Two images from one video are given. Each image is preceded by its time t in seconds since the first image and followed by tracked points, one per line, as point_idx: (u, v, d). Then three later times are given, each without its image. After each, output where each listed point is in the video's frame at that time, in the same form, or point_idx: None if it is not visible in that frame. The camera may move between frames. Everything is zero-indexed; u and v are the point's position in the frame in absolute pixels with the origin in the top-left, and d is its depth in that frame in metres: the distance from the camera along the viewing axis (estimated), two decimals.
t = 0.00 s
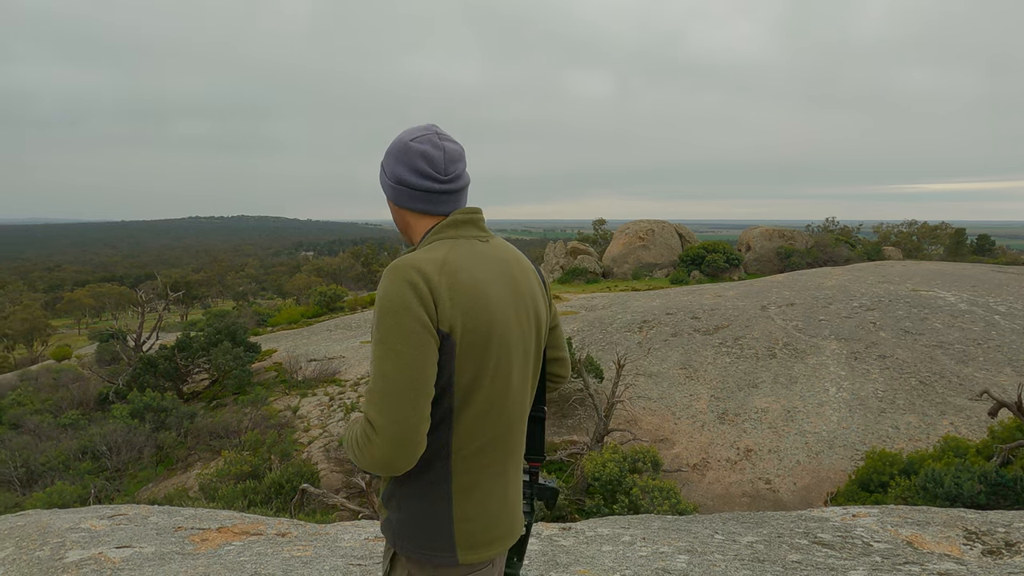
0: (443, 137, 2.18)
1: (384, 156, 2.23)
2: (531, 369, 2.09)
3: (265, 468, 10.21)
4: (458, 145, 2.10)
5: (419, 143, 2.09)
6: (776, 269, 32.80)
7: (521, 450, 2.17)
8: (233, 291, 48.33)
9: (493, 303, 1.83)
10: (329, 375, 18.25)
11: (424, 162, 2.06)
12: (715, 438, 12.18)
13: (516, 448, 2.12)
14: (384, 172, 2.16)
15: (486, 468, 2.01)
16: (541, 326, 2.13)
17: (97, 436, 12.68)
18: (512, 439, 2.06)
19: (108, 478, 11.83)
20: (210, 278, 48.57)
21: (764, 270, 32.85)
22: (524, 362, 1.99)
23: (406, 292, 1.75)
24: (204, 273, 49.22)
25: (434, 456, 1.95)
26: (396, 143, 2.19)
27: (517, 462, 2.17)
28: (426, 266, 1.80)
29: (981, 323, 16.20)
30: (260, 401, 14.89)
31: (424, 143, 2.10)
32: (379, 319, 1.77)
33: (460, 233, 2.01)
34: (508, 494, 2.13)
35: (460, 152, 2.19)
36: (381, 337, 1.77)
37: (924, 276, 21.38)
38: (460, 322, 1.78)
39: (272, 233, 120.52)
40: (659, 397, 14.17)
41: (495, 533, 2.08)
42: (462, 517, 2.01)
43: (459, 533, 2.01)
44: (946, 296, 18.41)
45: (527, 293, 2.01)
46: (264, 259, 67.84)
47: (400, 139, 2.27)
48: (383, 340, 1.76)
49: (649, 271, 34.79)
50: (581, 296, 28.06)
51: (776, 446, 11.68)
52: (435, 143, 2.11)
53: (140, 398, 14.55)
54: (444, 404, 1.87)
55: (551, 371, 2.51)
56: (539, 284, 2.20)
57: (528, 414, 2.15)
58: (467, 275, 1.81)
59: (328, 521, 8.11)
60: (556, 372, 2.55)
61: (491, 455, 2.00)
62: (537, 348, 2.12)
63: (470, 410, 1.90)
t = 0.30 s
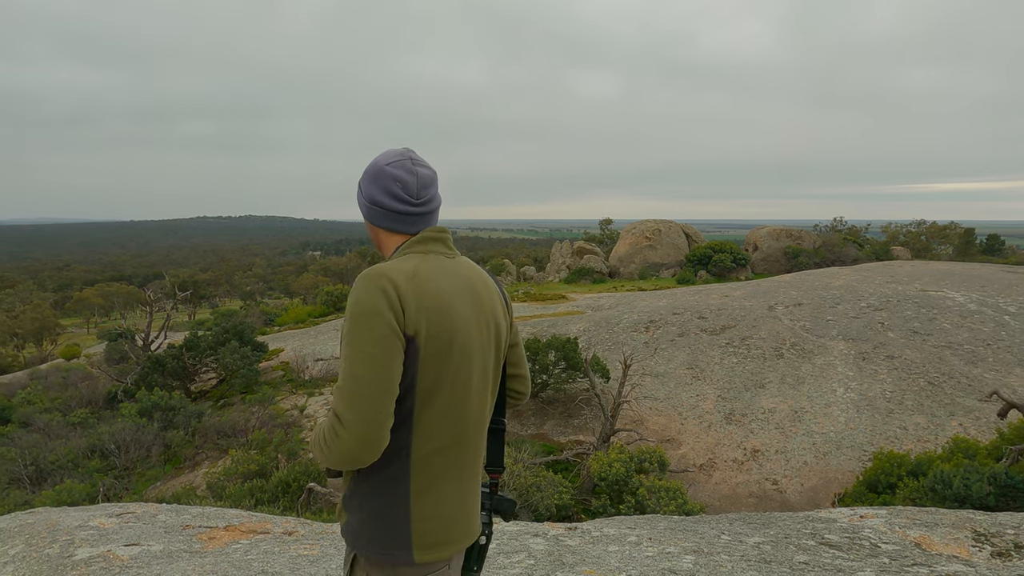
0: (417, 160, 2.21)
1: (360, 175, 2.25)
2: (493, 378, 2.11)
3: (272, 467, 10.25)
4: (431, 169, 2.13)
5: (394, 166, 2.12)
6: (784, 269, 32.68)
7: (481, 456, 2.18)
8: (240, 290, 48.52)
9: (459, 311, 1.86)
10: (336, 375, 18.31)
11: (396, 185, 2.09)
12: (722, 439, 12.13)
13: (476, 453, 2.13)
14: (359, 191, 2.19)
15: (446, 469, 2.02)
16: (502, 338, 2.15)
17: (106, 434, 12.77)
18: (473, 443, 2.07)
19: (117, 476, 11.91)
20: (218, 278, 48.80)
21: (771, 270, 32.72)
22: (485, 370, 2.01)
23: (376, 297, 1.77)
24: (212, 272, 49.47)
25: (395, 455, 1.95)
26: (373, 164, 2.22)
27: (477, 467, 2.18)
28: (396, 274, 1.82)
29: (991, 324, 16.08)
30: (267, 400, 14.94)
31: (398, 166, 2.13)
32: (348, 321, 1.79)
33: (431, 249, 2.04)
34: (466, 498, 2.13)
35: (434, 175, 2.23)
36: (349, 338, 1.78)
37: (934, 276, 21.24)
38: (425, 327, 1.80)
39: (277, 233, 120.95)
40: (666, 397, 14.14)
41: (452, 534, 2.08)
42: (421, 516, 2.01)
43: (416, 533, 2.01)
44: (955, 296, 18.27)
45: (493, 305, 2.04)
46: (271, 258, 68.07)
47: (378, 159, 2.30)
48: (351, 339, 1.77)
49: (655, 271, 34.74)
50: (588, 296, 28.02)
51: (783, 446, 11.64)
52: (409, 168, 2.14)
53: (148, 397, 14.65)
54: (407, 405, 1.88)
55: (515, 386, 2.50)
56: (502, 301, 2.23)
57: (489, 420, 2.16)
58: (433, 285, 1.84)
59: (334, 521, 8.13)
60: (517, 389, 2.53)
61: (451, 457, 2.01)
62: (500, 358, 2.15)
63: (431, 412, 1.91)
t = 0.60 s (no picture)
0: (392, 168, 2.34)
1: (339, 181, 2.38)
2: (445, 367, 2.19)
3: (278, 466, 10.28)
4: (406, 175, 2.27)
5: (371, 173, 2.25)
6: (790, 269, 32.58)
7: (431, 440, 2.24)
8: (246, 289, 48.65)
9: (410, 293, 1.97)
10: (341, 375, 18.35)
11: (372, 192, 2.20)
12: (728, 440, 12.10)
13: (426, 432, 2.19)
14: (338, 196, 2.31)
15: (392, 444, 2.08)
16: (458, 331, 2.23)
17: (113, 433, 12.83)
18: (421, 423, 2.13)
19: (124, 475, 11.96)
20: (224, 278, 48.94)
21: (777, 270, 32.63)
22: (435, 354, 2.09)
23: (334, 274, 1.92)
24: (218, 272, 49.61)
25: (342, 425, 2.04)
26: (352, 171, 2.34)
27: (426, 450, 2.23)
28: (355, 258, 1.97)
29: (998, 324, 16.00)
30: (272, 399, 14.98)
31: (374, 174, 2.25)
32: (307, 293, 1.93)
33: (398, 245, 2.16)
34: (412, 478, 2.18)
35: (407, 183, 2.38)
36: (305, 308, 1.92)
37: (941, 276, 21.12)
38: (375, 304, 1.92)
39: (282, 233, 121.25)
40: (671, 398, 14.11)
41: (397, 509, 2.13)
42: (364, 488, 2.06)
43: (359, 504, 2.06)
44: (963, 297, 18.17)
45: (448, 298, 2.15)
46: (277, 258, 68.19)
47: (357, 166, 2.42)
48: (307, 309, 1.91)
49: (661, 271, 34.67)
50: (593, 296, 27.98)
51: (788, 447, 11.60)
52: (384, 175, 2.26)
53: (155, 396, 14.72)
54: (355, 377, 1.98)
55: (476, 389, 2.54)
56: (462, 301, 2.32)
57: (440, 407, 2.22)
58: (387, 268, 1.98)
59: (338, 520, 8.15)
60: (480, 394, 2.56)
61: (397, 433, 2.07)
62: (455, 349, 2.23)
63: (377, 386, 1.99)
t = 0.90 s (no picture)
0: (373, 171, 2.39)
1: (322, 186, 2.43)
2: (421, 363, 2.21)
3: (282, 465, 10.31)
4: (385, 178, 2.31)
5: (352, 176, 2.30)
6: (795, 269, 32.50)
7: (405, 435, 2.25)
8: (251, 288, 48.80)
9: (385, 289, 2.01)
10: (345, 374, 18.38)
11: (352, 194, 2.25)
12: (732, 440, 12.08)
13: (400, 425, 2.20)
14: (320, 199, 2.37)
15: (362, 434, 2.10)
16: (436, 330, 2.25)
17: (118, 432, 12.88)
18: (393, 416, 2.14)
19: (129, 473, 12.02)
20: (229, 277, 49.09)
21: (782, 270, 32.56)
22: (410, 348, 2.11)
23: (311, 268, 1.98)
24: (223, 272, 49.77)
25: (314, 414, 2.08)
26: (334, 176, 2.39)
27: (399, 444, 2.24)
28: (334, 254, 2.03)
29: (1005, 324, 15.92)
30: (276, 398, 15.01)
31: (355, 178, 2.30)
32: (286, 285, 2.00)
33: (378, 246, 2.20)
34: (383, 470, 2.19)
35: (388, 186, 2.43)
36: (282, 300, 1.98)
37: (947, 276, 21.03)
38: (349, 297, 1.96)
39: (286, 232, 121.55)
40: (675, 397, 14.10)
41: (366, 497, 2.14)
42: (332, 475, 2.08)
43: (326, 490, 2.08)
44: (969, 296, 18.10)
45: (426, 297, 2.17)
46: (281, 257, 68.35)
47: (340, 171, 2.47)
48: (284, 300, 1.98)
49: (665, 270, 34.62)
50: (597, 296, 27.98)
51: (793, 447, 11.58)
52: (364, 179, 2.31)
53: (160, 395, 14.78)
54: (328, 367, 2.02)
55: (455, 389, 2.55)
56: (441, 302, 2.34)
57: (415, 402, 2.23)
58: (363, 265, 2.02)
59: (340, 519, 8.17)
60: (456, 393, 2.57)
61: (367, 423, 2.09)
62: (432, 348, 2.25)
63: (348, 376, 2.03)
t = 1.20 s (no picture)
0: (349, 174, 2.42)
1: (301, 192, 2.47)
2: (395, 363, 2.20)
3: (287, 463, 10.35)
4: (361, 177, 2.34)
5: (328, 178, 2.33)
6: (799, 268, 32.45)
7: (382, 433, 2.25)
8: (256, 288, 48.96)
9: (353, 290, 2.01)
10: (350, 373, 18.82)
11: (328, 194, 2.28)
12: (736, 439, 12.06)
13: (376, 423, 2.20)
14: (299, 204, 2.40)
15: (335, 431, 2.10)
16: (412, 329, 2.24)
17: (124, 430, 12.95)
18: (367, 413, 2.15)
19: (135, 471, 12.09)
20: (234, 276, 49.28)
21: (787, 269, 32.52)
22: (382, 348, 2.11)
23: (281, 272, 2.00)
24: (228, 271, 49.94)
25: (287, 413, 2.10)
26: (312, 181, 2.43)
27: (376, 443, 2.24)
28: (304, 258, 2.05)
29: (1011, 324, 15.85)
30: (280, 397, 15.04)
31: (330, 180, 2.33)
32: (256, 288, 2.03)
33: (352, 248, 2.21)
34: (359, 468, 2.19)
35: (365, 189, 2.46)
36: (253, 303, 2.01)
37: (954, 276, 20.94)
38: (316, 299, 1.97)
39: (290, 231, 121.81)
40: (679, 397, 14.08)
41: (342, 493, 2.15)
42: (306, 472, 2.11)
43: (300, 486, 2.11)
44: (975, 296, 18.02)
45: (399, 298, 2.16)
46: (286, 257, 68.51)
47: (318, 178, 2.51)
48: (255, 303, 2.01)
49: (670, 269, 34.57)
50: (601, 295, 27.96)
51: (797, 447, 11.55)
52: (339, 180, 2.33)
53: (165, 394, 14.85)
54: (299, 368, 2.04)
55: (439, 387, 2.53)
56: (419, 301, 2.32)
57: (390, 401, 2.23)
58: (332, 267, 2.03)
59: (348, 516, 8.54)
60: (439, 390, 2.55)
61: (339, 421, 2.10)
62: (409, 347, 2.24)
63: (317, 376, 2.04)
